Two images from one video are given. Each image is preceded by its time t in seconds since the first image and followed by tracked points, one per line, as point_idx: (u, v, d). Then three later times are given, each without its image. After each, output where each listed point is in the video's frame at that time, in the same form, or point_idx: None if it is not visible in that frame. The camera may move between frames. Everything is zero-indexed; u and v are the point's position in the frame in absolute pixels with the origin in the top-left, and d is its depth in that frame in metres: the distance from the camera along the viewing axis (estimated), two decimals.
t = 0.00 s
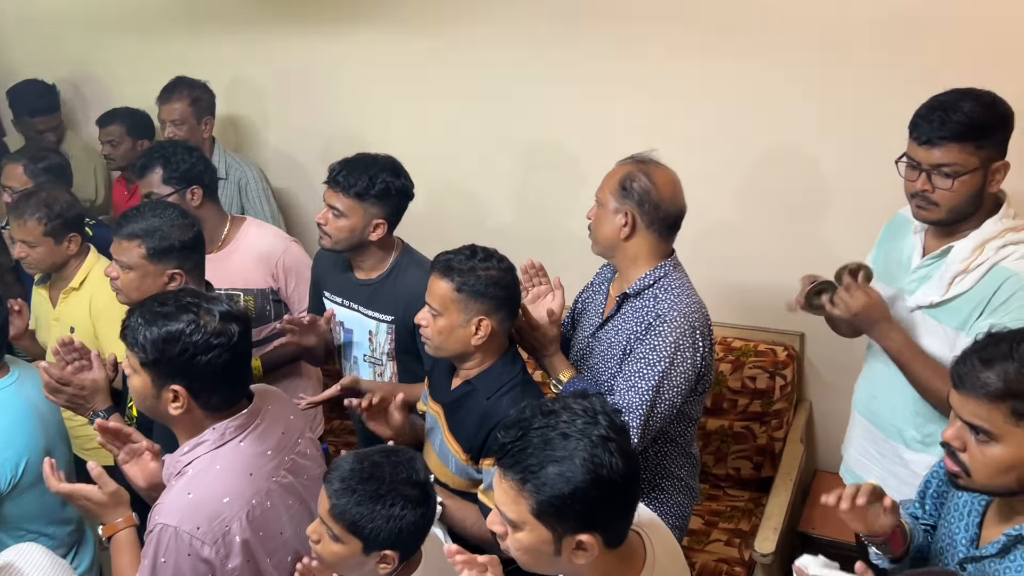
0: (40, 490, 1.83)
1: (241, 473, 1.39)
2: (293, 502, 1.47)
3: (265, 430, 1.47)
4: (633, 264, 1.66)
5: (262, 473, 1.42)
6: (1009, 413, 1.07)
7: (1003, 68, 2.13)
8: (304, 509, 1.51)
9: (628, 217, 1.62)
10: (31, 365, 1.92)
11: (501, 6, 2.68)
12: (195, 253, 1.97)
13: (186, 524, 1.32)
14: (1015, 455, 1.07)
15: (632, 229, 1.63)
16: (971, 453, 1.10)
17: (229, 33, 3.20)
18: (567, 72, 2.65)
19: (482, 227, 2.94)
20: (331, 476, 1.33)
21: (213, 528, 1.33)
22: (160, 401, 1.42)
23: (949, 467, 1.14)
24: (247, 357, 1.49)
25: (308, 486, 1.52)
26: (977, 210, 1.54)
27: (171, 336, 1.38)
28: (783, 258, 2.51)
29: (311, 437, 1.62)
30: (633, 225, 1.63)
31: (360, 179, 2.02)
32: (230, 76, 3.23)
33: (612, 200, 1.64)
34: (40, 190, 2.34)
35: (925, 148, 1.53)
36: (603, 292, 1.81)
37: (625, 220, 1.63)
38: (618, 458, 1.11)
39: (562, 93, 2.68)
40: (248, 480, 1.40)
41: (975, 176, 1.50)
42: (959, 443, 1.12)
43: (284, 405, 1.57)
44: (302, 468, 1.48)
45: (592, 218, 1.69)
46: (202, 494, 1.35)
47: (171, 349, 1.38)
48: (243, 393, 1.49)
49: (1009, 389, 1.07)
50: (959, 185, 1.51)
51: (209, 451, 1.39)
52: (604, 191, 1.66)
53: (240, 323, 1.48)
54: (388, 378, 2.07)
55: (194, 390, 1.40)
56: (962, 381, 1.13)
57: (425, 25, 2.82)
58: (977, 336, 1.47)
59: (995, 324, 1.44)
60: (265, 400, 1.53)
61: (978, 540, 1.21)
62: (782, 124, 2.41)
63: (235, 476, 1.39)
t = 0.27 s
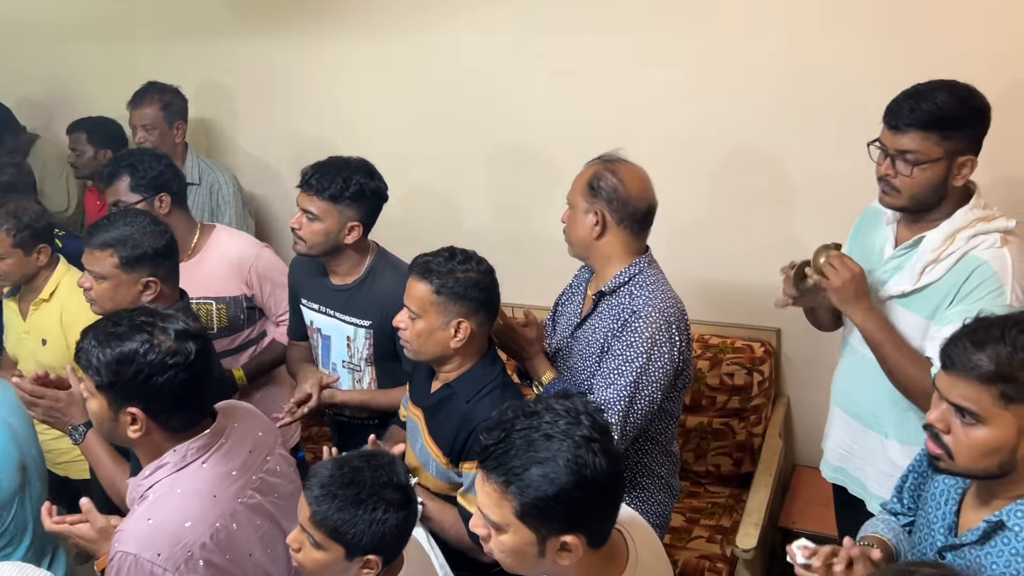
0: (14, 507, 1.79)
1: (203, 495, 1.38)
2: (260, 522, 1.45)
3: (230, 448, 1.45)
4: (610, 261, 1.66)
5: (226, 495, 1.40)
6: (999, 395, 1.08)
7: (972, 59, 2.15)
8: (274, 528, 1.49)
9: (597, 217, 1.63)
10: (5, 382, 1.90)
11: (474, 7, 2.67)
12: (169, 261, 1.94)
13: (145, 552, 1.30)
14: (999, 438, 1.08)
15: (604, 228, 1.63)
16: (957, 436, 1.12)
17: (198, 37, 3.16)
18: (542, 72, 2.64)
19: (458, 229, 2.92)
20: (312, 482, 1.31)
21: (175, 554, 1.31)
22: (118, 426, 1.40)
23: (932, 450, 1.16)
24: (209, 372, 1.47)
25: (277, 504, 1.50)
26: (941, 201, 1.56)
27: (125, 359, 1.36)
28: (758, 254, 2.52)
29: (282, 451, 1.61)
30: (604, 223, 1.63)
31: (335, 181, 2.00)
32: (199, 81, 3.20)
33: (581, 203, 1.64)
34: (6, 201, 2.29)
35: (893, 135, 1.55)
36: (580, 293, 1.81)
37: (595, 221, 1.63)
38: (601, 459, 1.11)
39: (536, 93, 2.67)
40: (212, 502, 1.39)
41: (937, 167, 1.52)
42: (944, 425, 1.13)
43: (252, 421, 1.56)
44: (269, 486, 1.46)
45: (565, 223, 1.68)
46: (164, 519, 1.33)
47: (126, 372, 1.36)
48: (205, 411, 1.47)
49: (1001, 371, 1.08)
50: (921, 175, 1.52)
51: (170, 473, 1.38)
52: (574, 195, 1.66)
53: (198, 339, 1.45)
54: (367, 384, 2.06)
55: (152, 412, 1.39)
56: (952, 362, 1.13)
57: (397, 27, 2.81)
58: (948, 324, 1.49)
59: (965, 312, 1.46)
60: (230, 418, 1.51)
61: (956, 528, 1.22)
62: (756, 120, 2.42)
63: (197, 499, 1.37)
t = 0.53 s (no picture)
0: None
1: (190, 492, 1.36)
2: (249, 517, 1.44)
3: (215, 444, 1.44)
4: (592, 258, 1.65)
5: (212, 490, 1.39)
6: (966, 374, 1.09)
7: (946, 50, 2.17)
8: (262, 522, 1.48)
9: (575, 215, 1.62)
10: None
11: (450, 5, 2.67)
12: (142, 263, 1.92)
13: (134, 549, 1.29)
14: (968, 418, 1.10)
15: (583, 224, 1.63)
16: (929, 416, 1.12)
17: (171, 40, 3.12)
18: (519, 70, 2.64)
19: (438, 229, 2.91)
20: (289, 485, 1.30)
21: (164, 552, 1.31)
22: (98, 425, 1.38)
23: (904, 432, 1.16)
24: (187, 370, 1.45)
25: (264, 498, 1.49)
26: (912, 187, 1.57)
27: (101, 356, 1.34)
28: (738, 248, 2.53)
29: (267, 445, 1.59)
30: (582, 221, 1.63)
31: (309, 180, 1.99)
32: (173, 84, 3.16)
33: (559, 199, 1.64)
34: None
35: (867, 121, 1.59)
36: (561, 290, 1.81)
37: (574, 218, 1.63)
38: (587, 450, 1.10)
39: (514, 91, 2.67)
40: (199, 497, 1.37)
41: (902, 148, 1.54)
42: (915, 407, 1.14)
43: (236, 417, 1.54)
44: (255, 480, 1.45)
45: (545, 221, 1.68)
46: (151, 517, 1.32)
47: (102, 370, 1.34)
48: (186, 408, 1.45)
49: (967, 351, 1.09)
50: (883, 156, 1.56)
51: (155, 471, 1.36)
52: (552, 193, 1.66)
53: (174, 336, 1.43)
54: (349, 384, 2.04)
55: (132, 409, 1.37)
56: (922, 343, 1.15)
57: (373, 26, 2.79)
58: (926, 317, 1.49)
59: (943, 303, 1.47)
60: (213, 413, 1.49)
61: (940, 514, 1.23)
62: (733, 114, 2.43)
63: (184, 496, 1.36)
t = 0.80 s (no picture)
0: None
1: (178, 476, 1.36)
2: (236, 503, 1.43)
3: (202, 431, 1.44)
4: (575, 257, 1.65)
5: (201, 475, 1.39)
6: (946, 354, 1.10)
7: (919, 40, 2.19)
8: (249, 510, 1.47)
9: (556, 215, 1.61)
10: None
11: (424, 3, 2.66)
12: (109, 271, 1.89)
13: (124, 530, 1.27)
14: (945, 399, 1.10)
15: (563, 224, 1.62)
16: (906, 395, 1.14)
17: (142, 42, 3.09)
18: (495, 68, 2.63)
19: (416, 229, 2.89)
20: (269, 489, 1.29)
21: (154, 534, 1.29)
22: (88, 407, 1.38)
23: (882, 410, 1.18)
24: (177, 357, 1.46)
25: (251, 487, 1.49)
26: (886, 174, 1.58)
27: (91, 337, 1.35)
28: (716, 242, 2.53)
29: (251, 437, 1.59)
30: (563, 221, 1.62)
31: (289, 180, 1.97)
32: (146, 87, 3.13)
33: (537, 197, 1.63)
34: None
35: (847, 103, 1.60)
36: (541, 286, 1.79)
37: (553, 216, 1.62)
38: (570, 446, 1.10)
39: (490, 89, 2.66)
40: (187, 482, 1.37)
41: (878, 133, 1.56)
42: (894, 386, 1.15)
43: (220, 408, 1.54)
44: (242, 468, 1.45)
45: (520, 222, 1.68)
46: (140, 499, 1.31)
47: (93, 351, 1.35)
48: (176, 395, 1.46)
49: (948, 332, 1.10)
50: (858, 140, 1.57)
51: (143, 456, 1.36)
52: (528, 192, 1.64)
53: (165, 322, 1.44)
54: (330, 388, 2.03)
55: (122, 391, 1.37)
56: (906, 322, 1.16)
57: (347, 26, 2.78)
58: (898, 301, 1.50)
59: (914, 288, 1.48)
60: (199, 403, 1.49)
61: (917, 501, 1.23)
62: (709, 110, 2.43)
63: (173, 479, 1.35)
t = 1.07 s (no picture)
0: None
1: (160, 468, 1.41)
2: (219, 495, 1.48)
3: (183, 425, 1.49)
4: (549, 257, 1.65)
5: (183, 467, 1.44)
6: (928, 355, 1.10)
7: (892, 35, 2.20)
8: (233, 502, 1.51)
9: (536, 214, 1.61)
10: None
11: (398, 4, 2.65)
12: (75, 278, 1.87)
13: (109, 521, 1.32)
14: (927, 397, 1.10)
15: (543, 226, 1.62)
16: (885, 395, 1.14)
17: (113, 46, 3.06)
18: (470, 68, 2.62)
19: (394, 231, 2.88)
20: (252, 493, 1.27)
21: (138, 524, 1.34)
22: (63, 396, 1.42)
23: (859, 409, 1.18)
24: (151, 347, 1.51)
25: (234, 479, 1.53)
26: (856, 168, 1.59)
27: (65, 326, 1.40)
28: (695, 240, 2.54)
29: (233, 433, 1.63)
30: (543, 221, 1.61)
31: (263, 181, 1.96)
32: (118, 92, 3.09)
33: (518, 195, 1.62)
34: None
35: (821, 97, 1.62)
36: (519, 286, 1.78)
37: (534, 215, 1.61)
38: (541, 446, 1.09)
39: (466, 89, 2.65)
40: (169, 474, 1.42)
41: (846, 126, 1.57)
42: (872, 384, 1.15)
43: (201, 403, 1.59)
44: (224, 459, 1.50)
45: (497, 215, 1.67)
46: (124, 492, 1.36)
47: (67, 339, 1.40)
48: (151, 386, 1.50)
49: (933, 333, 1.10)
50: (827, 133, 1.59)
51: (126, 449, 1.41)
52: (510, 188, 1.63)
53: (138, 313, 1.49)
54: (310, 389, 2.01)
55: (96, 379, 1.41)
56: (886, 321, 1.15)
57: (321, 27, 2.76)
58: (877, 300, 1.49)
59: (892, 287, 1.47)
60: (179, 398, 1.56)
61: (892, 494, 1.24)
62: (685, 108, 2.44)
63: (156, 471, 1.40)
